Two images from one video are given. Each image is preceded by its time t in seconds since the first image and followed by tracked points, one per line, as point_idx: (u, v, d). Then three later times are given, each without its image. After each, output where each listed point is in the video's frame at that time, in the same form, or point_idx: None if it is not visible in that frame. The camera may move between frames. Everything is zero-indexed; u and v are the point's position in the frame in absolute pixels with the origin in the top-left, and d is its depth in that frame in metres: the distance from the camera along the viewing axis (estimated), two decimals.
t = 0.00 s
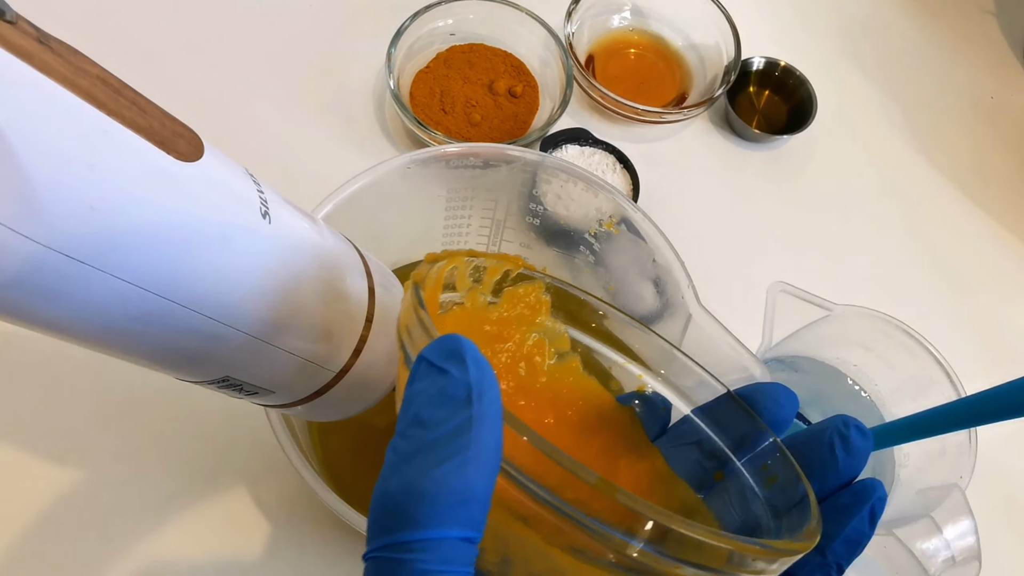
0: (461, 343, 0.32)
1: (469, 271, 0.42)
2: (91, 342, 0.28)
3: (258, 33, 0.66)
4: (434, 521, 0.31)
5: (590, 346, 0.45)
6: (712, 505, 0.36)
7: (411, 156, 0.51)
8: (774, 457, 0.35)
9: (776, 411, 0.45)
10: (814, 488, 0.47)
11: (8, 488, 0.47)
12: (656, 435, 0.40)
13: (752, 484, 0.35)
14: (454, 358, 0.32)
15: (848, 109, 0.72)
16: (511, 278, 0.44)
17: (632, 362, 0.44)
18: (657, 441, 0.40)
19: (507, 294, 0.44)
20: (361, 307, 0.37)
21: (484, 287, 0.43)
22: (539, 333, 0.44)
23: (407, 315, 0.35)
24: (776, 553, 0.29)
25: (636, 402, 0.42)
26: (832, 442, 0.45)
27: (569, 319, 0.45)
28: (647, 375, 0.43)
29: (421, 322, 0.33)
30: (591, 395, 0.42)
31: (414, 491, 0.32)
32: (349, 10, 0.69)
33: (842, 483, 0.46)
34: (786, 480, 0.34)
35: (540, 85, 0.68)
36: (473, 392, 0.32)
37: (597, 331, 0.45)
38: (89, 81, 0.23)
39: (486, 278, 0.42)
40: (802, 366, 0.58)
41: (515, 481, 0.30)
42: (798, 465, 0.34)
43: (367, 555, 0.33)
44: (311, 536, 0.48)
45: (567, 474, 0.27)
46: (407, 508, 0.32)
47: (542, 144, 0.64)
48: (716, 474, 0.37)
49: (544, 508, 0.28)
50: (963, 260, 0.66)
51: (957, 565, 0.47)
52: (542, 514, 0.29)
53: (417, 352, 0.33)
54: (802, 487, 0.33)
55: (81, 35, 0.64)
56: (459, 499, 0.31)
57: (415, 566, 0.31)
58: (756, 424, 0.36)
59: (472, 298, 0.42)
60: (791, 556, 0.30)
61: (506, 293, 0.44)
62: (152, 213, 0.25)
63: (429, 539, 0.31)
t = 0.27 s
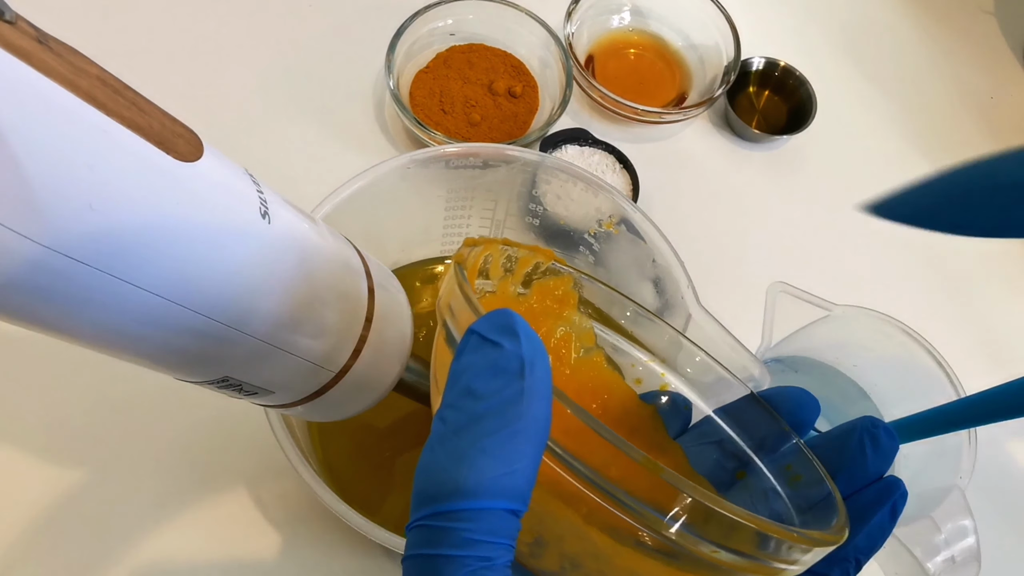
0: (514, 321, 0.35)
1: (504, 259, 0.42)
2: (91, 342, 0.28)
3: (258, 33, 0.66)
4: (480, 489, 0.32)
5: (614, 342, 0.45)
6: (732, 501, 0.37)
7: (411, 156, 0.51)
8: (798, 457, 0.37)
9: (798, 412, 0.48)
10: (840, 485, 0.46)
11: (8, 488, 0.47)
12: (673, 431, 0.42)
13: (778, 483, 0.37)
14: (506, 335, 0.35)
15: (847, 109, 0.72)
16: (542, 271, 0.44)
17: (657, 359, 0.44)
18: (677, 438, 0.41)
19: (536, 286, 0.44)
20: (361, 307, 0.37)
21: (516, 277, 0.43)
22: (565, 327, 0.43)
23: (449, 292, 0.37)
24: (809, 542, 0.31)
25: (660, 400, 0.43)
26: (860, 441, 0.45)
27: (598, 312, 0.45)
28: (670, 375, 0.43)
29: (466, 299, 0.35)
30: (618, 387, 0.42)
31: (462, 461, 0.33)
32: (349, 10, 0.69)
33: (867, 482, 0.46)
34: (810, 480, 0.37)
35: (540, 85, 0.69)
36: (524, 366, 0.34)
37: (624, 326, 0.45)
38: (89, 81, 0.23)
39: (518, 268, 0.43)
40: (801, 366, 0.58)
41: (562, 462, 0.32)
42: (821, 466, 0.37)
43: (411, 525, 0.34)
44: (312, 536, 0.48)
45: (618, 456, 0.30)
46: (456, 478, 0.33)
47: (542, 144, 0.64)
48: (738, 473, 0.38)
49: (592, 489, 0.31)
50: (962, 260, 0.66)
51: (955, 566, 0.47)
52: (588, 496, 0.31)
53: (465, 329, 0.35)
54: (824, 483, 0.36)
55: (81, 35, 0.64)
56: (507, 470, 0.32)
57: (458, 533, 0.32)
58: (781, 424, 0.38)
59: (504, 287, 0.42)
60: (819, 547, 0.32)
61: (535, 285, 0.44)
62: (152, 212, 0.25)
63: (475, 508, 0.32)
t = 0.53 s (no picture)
0: (512, 305, 0.35)
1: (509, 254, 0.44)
2: (92, 342, 0.28)
3: (258, 33, 0.66)
4: (472, 473, 0.33)
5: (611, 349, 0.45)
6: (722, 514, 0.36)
7: (411, 156, 0.51)
8: (790, 475, 0.36)
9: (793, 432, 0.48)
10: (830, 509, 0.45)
11: (9, 488, 0.47)
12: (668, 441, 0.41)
13: (768, 498, 0.36)
14: (504, 319, 0.35)
15: (847, 109, 0.72)
16: (549, 271, 0.46)
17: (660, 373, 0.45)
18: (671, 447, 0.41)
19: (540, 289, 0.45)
20: (361, 307, 0.37)
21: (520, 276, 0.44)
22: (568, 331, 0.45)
23: (452, 279, 0.38)
24: (796, 555, 0.30)
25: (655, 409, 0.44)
26: (855, 466, 0.44)
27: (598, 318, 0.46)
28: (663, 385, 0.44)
29: (467, 285, 0.35)
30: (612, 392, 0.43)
31: (456, 445, 0.34)
32: (349, 11, 0.69)
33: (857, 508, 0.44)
34: (801, 498, 0.35)
35: (540, 85, 0.69)
36: (521, 351, 0.34)
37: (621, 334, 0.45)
38: (89, 81, 0.23)
39: (525, 266, 0.45)
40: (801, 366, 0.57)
41: (557, 458, 0.32)
42: (813, 484, 0.35)
43: (402, 508, 0.34)
44: (312, 536, 0.48)
45: (612, 456, 0.30)
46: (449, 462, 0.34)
47: (542, 144, 0.64)
48: (730, 486, 0.37)
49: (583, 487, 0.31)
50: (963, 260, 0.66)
51: (956, 566, 0.47)
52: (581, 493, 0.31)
53: (465, 315, 0.36)
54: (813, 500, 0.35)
55: (81, 35, 0.64)
56: (499, 455, 0.33)
57: (447, 517, 0.33)
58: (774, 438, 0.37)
59: (507, 282, 0.43)
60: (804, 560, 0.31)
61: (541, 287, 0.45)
62: (153, 212, 0.25)
63: (467, 490, 0.33)
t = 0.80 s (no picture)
0: (490, 300, 0.36)
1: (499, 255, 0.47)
2: (91, 342, 0.28)
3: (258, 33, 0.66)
4: (444, 458, 0.34)
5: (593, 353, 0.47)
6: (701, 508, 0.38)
7: (411, 156, 0.51)
8: (769, 473, 0.39)
9: (774, 432, 0.50)
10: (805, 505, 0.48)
11: (8, 488, 0.47)
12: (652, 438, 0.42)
13: (745, 494, 0.38)
14: (481, 313, 0.35)
15: (847, 109, 0.72)
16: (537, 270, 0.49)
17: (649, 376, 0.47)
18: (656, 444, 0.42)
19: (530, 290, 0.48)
20: (361, 307, 0.37)
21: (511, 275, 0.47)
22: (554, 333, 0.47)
23: (436, 278, 0.40)
24: (765, 549, 0.31)
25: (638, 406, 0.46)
26: (827, 465, 0.46)
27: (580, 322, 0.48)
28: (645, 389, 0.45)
29: (451, 285, 0.38)
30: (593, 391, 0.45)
31: (431, 432, 0.36)
32: (349, 10, 0.69)
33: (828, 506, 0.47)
34: (776, 495, 0.38)
35: (541, 85, 0.68)
36: (498, 344, 0.34)
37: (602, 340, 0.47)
38: (89, 80, 0.23)
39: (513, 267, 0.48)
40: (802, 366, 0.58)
41: (534, 454, 0.33)
42: (788, 482, 0.38)
43: (379, 492, 0.36)
44: (312, 537, 0.48)
45: (589, 456, 0.31)
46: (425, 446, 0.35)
47: (542, 144, 0.64)
48: (709, 483, 0.39)
49: (562, 486, 0.31)
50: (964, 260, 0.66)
51: (957, 566, 0.47)
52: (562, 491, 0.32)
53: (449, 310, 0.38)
54: (790, 498, 0.37)
55: (81, 35, 0.64)
56: (473, 441, 0.34)
57: (421, 500, 0.34)
58: (754, 439, 0.40)
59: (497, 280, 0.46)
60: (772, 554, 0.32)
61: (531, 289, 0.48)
62: (152, 212, 0.25)
63: (440, 475, 0.34)
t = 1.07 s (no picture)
0: (467, 289, 0.36)
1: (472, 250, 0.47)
2: (91, 342, 0.28)
3: (258, 34, 0.66)
4: (431, 437, 0.34)
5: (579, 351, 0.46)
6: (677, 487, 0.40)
7: (411, 156, 0.51)
8: (739, 447, 0.40)
9: (741, 409, 0.50)
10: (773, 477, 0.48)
11: (8, 487, 0.47)
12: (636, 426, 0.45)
13: (718, 470, 0.40)
14: (458, 300, 0.36)
15: (848, 109, 0.72)
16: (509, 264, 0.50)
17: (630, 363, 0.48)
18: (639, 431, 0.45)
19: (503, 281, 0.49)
20: (361, 307, 0.37)
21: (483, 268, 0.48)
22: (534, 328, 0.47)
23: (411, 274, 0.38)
24: (744, 515, 0.32)
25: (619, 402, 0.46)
26: (794, 436, 0.48)
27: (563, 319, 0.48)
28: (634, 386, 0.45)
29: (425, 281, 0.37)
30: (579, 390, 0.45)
31: (413, 413, 0.35)
32: (349, 10, 0.69)
33: (796, 476, 0.47)
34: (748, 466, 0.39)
35: (540, 85, 0.68)
36: (474, 327, 0.35)
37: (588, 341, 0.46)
38: (89, 81, 0.23)
39: (484, 260, 0.48)
40: (802, 366, 0.58)
41: (511, 432, 0.33)
42: (757, 452, 0.39)
43: (366, 475, 0.35)
44: (312, 536, 0.48)
45: (565, 431, 0.31)
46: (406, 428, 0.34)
47: (542, 144, 0.64)
48: (685, 462, 0.41)
49: (541, 460, 0.32)
50: (964, 260, 0.66)
51: (956, 566, 0.47)
52: (542, 466, 0.33)
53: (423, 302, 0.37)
54: (758, 465, 0.38)
55: (81, 35, 0.64)
56: (455, 421, 0.34)
57: (409, 479, 0.33)
58: (723, 417, 0.42)
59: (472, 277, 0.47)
60: (750, 519, 0.33)
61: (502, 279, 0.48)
62: (152, 211, 0.25)
63: (426, 454, 0.34)
